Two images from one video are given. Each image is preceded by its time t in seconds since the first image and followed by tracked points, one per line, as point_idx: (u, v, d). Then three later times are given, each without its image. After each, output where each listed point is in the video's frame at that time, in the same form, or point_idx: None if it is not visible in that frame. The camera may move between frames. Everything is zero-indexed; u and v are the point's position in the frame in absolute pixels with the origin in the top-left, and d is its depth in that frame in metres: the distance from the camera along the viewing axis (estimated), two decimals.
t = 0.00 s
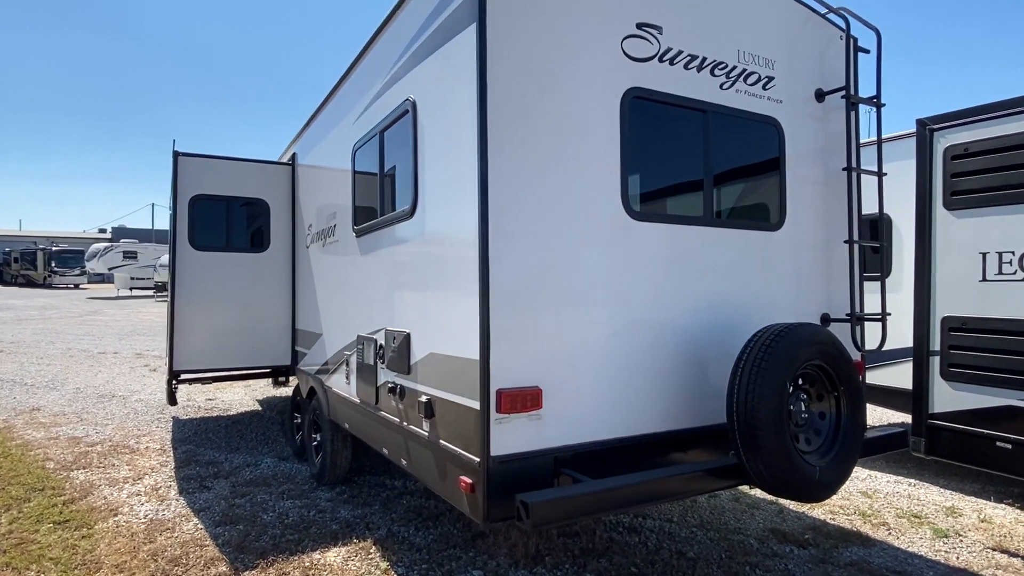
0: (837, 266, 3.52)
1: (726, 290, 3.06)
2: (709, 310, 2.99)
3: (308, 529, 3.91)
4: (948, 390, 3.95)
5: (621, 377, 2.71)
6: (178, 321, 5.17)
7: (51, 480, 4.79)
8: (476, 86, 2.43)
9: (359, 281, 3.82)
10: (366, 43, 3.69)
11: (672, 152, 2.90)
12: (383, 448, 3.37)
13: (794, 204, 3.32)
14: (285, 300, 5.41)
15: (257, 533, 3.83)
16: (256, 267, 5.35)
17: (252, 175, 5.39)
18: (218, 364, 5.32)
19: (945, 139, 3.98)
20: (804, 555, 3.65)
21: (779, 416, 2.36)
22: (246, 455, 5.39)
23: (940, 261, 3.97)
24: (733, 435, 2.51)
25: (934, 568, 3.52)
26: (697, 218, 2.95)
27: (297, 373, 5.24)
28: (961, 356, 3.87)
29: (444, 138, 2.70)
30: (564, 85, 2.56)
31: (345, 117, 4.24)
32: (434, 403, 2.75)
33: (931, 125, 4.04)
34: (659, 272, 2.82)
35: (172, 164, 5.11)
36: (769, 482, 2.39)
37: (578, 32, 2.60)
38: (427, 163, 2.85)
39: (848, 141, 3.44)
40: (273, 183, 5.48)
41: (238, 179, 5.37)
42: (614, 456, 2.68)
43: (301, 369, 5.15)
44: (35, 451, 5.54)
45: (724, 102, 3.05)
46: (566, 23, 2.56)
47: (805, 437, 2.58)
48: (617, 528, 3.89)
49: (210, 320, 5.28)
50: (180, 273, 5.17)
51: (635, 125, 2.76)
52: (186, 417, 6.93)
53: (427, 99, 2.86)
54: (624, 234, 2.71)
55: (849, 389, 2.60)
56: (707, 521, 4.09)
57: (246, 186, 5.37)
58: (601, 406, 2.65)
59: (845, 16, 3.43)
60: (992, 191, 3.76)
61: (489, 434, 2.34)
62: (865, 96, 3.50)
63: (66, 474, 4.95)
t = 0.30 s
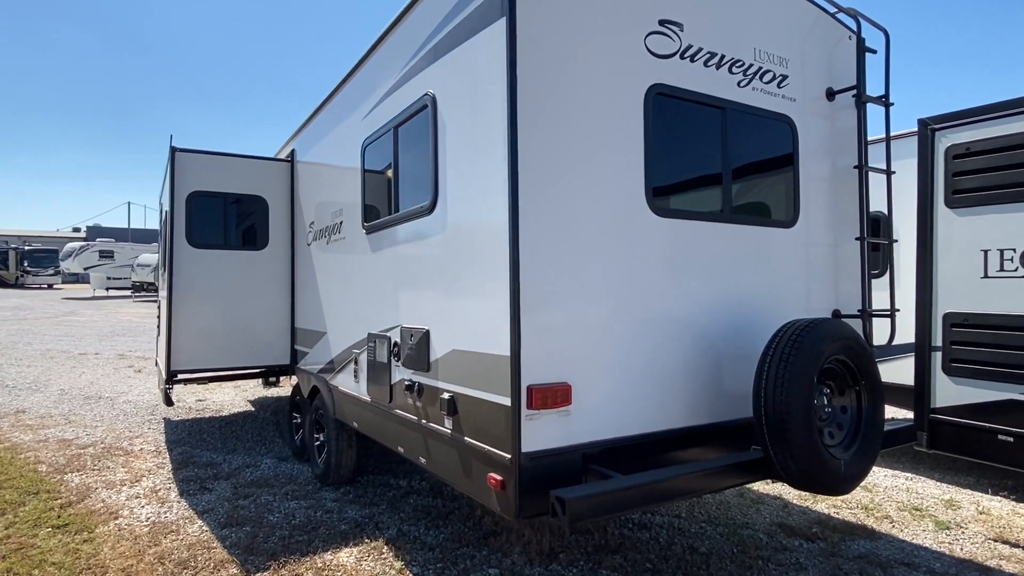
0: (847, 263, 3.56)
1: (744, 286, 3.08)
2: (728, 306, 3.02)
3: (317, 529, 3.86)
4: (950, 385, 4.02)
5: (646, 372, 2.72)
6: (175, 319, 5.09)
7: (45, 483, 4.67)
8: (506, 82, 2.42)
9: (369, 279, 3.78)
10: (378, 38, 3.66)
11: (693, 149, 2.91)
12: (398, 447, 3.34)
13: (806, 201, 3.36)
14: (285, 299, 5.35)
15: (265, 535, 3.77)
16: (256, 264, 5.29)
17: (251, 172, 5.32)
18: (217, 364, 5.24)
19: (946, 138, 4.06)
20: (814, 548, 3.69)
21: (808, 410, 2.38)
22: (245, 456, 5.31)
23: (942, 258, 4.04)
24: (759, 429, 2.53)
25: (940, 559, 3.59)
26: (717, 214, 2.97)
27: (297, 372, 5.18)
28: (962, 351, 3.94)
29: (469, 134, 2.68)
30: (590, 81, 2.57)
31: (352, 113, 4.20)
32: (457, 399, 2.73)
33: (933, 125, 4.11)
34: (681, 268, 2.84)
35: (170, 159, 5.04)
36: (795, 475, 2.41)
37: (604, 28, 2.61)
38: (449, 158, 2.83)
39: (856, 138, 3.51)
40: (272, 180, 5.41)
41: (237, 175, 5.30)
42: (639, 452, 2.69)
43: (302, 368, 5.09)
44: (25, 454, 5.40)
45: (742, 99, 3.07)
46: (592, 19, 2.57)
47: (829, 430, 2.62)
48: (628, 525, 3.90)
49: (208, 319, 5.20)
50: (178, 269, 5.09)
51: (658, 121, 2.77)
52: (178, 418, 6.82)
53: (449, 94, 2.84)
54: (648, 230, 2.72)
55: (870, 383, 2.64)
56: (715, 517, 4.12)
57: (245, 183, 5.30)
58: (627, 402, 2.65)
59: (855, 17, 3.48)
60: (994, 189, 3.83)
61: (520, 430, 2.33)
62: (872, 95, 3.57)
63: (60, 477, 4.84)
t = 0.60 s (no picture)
0: (852, 259, 3.60)
1: (756, 282, 3.10)
2: (741, 302, 3.03)
3: (322, 530, 3.81)
4: (950, 380, 4.08)
5: (663, 368, 2.72)
6: (170, 317, 5.00)
7: (36, 486, 4.56)
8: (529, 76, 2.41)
9: (374, 276, 3.74)
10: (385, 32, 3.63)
11: (709, 145, 2.92)
12: (408, 445, 3.30)
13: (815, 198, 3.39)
14: (281, 297, 5.30)
15: (270, 536, 3.71)
16: (252, 262, 5.23)
17: (247, 168, 5.28)
18: (213, 363, 5.15)
19: (946, 137, 4.11)
20: (820, 543, 3.72)
21: (830, 404, 2.39)
22: (242, 457, 5.23)
23: (942, 255, 4.10)
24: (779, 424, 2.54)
25: (943, 552, 3.64)
26: (732, 210, 2.98)
27: (295, 371, 5.12)
28: (962, 347, 4.00)
29: (487, 129, 2.67)
30: (611, 77, 2.57)
31: (356, 109, 4.15)
32: (474, 397, 2.71)
33: (933, 124, 4.17)
34: (697, 264, 2.84)
35: (165, 154, 4.97)
36: (817, 469, 2.42)
37: (623, 23, 2.61)
38: (465, 154, 2.81)
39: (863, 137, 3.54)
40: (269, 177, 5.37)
41: (232, 172, 5.24)
42: (657, 447, 2.69)
43: (300, 367, 5.03)
44: (13, 457, 5.26)
45: (755, 96, 3.08)
46: (612, 13, 2.56)
47: (847, 425, 2.63)
48: (635, 521, 3.90)
49: (203, 318, 5.11)
50: (173, 267, 5.02)
51: (676, 116, 2.77)
52: (168, 419, 6.71)
53: (464, 89, 2.82)
54: (667, 226, 2.73)
55: (885, 378, 2.66)
56: (720, 512, 4.14)
57: (241, 180, 5.25)
58: (645, 398, 2.65)
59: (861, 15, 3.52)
60: (994, 187, 3.90)
61: (545, 427, 2.32)
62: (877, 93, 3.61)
63: (51, 479, 4.72)
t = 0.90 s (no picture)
0: (859, 252, 3.60)
1: (765, 274, 3.09)
2: (752, 295, 3.02)
3: (324, 528, 3.74)
4: (951, 373, 4.10)
5: (678, 360, 2.69)
6: (163, 314, 4.90)
7: (25, 487, 4.43)
8: (547, 63, 2.37)
9: (378, 270, 3.68)
10: (389, 22, 3.58)
11: (723, 135, 2.89)
12: (415, 441, 3.25)
13: (823, 190, 3.38)
14: (277, 293, 5.23)
15: (271, 535, 3.63)
16: (246, 257, 5.15)
17: (241, 162, 5.20)
18: (206, 360, 5.05)
19: (947, 132, 4.13)
20: (826, 536, 3.72)
21: (851, 394, 2.38)
22: (237, 457, 5.13)
23: (943, 249, 4.12)
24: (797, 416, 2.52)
25: (948, 544, 3.65)
26: (744, 202, 2.96)
27: (291, 369, 5.03)
28: (964, 340, 4.02)
29: (501, 118, 2.62)
30: (627, 65, 2.54)
31: (356, 101, 4.08)
32: (488, 391, 2.66)
33: (934, 119, 4.19)
34: (711, 255, 2.82)
35: (158, 147, 4.87)
36: (836, 460, 2.40)
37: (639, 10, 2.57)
38: (476, 143, 2.77)
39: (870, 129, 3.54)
40: (264, 171, 5.29)
41: (226, 166, 5.15)
42: (673, 441, 2.66)
43: (296, 365, 4.95)
44: None
45: (766, 87, 3.07)
46: None
47: (863, 416, 2.61)
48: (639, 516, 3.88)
49: (197, 314, 5.01)
50: (165, 262, 4.91)
51: (690, 106, 2.74)
52: (158, 418, 6.58)
53: (476, 78, 2.77)
54: (681, 216, 2.70)
55: (901, 369, 2.65)
56: (724, 507, 4.13)
57: (235, 174, 5.17)
58: (661, 390, 2.62)
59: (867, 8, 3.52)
60: (994, 181, 3.92)
61: (563, 420, 2.28)
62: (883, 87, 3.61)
63: (40, 480, 4.59)
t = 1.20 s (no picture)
0: (870, 247, 3.58)
1: (779, 270, 3.07)
2: (766, 290, 3.00)
3: (328, 530, 3.67)
4: (957, 370, 4.10)
5: (696, 356, 2.66)
6: (159, 311, 4.80)
7: (17, 490, 4.31)
8: (569, 54, 2.33)
9: (384, 267, 3.62)
10: (396, 13, 3.51)
11: (739, 129, 2.86)
12: (424, 440, 3.19)
13: (835, 185, 3.37)
14: (275, 290, 5.15)
15: (275, 537, 3.56)
16: (244, 254, 5.06)
17: (239, 157, 5.12)
18: (203, 359, 4.95)
19: (952, 128, 4.14)
20: (835, 533, 3.71)
21: (875, 390, 2.35)
22: (234, 457, 5.05)
23: (948, 246, 4.12)
24: (818, 412, 2.49)
25: (956, 539, 3.65)
26: (760, 197, 2.93)
27: (291, 367, 4.95)
28: (969, 336, 4.03)
29: (519, 110, 2.57)
30: (647, 57, 2.50)
31: (360, 94, 4.01)
32: (504, 388, 2.61)
33: (939, 115, 4.19)
34: (727, 251, 2.79)
35: (154, 141, 4.78)
36: (859, 457, 2.38)
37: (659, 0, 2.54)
38: (492, 136, 2.72)
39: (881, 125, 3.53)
40: (262, 166, 5.21)
41: (223, 160, 5.07)
42: (691, 438, 2.63)
43: (296, 363, 4.87)
44: None
45: (781, 81, 3.04)
46: None
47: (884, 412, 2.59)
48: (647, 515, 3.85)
49: (194, 312, 4.91)
50: (162, 258, 4.82)
51: (708, 99, 2.71)
52: (151, 418, 6.47)
53: (490, 70, 2.72)
54: (699, 211, 2.67)
55: (920, 364, 2.63)
56: (731, 504, 4.11)
57: (233, 169, 5.09)
58: (680, 387, 2.59)
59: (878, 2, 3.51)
60: (1000, 178, 3.92)
61: (586, 418, 2.23)
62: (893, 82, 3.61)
63: (32, 483, 4.48)
